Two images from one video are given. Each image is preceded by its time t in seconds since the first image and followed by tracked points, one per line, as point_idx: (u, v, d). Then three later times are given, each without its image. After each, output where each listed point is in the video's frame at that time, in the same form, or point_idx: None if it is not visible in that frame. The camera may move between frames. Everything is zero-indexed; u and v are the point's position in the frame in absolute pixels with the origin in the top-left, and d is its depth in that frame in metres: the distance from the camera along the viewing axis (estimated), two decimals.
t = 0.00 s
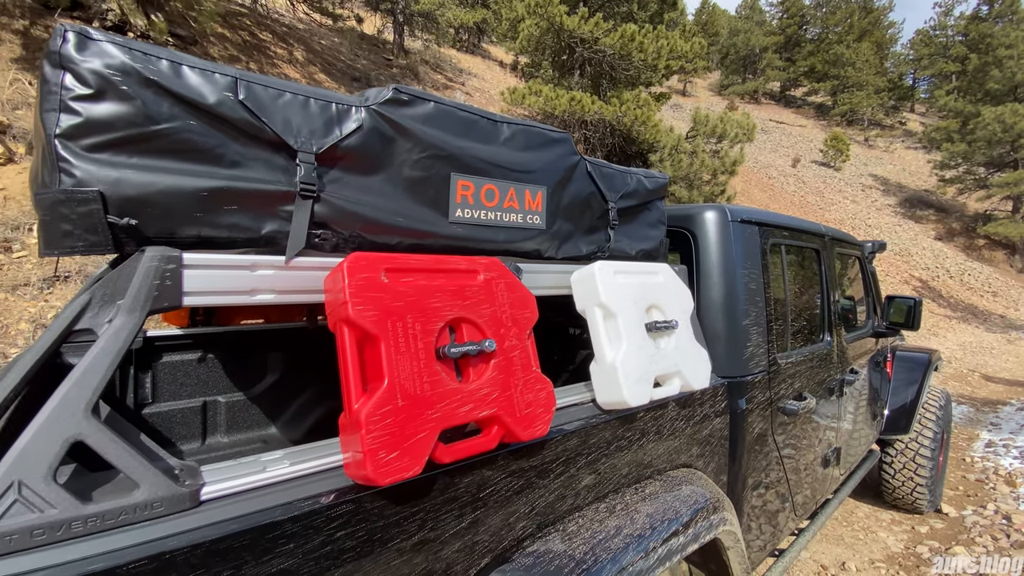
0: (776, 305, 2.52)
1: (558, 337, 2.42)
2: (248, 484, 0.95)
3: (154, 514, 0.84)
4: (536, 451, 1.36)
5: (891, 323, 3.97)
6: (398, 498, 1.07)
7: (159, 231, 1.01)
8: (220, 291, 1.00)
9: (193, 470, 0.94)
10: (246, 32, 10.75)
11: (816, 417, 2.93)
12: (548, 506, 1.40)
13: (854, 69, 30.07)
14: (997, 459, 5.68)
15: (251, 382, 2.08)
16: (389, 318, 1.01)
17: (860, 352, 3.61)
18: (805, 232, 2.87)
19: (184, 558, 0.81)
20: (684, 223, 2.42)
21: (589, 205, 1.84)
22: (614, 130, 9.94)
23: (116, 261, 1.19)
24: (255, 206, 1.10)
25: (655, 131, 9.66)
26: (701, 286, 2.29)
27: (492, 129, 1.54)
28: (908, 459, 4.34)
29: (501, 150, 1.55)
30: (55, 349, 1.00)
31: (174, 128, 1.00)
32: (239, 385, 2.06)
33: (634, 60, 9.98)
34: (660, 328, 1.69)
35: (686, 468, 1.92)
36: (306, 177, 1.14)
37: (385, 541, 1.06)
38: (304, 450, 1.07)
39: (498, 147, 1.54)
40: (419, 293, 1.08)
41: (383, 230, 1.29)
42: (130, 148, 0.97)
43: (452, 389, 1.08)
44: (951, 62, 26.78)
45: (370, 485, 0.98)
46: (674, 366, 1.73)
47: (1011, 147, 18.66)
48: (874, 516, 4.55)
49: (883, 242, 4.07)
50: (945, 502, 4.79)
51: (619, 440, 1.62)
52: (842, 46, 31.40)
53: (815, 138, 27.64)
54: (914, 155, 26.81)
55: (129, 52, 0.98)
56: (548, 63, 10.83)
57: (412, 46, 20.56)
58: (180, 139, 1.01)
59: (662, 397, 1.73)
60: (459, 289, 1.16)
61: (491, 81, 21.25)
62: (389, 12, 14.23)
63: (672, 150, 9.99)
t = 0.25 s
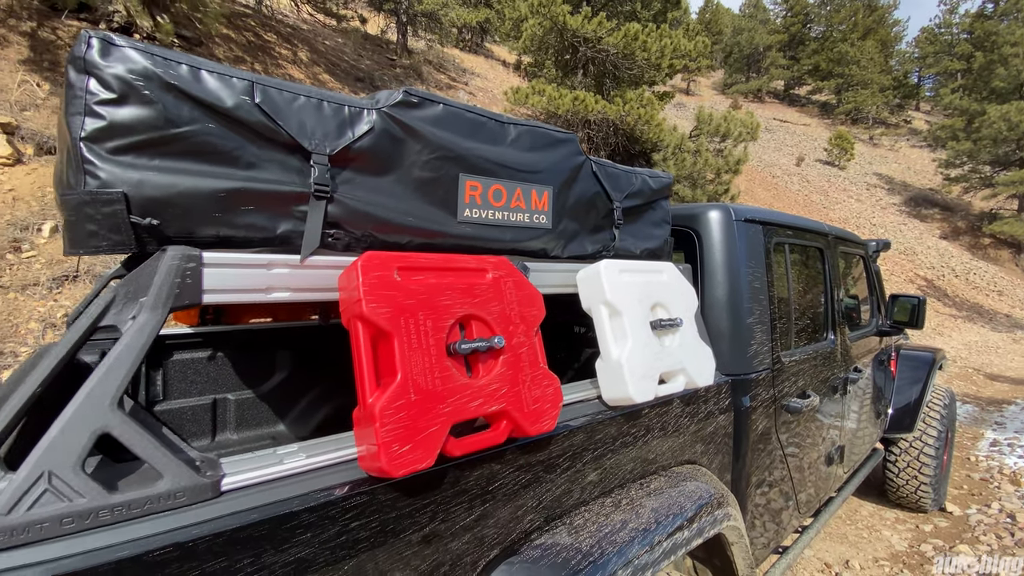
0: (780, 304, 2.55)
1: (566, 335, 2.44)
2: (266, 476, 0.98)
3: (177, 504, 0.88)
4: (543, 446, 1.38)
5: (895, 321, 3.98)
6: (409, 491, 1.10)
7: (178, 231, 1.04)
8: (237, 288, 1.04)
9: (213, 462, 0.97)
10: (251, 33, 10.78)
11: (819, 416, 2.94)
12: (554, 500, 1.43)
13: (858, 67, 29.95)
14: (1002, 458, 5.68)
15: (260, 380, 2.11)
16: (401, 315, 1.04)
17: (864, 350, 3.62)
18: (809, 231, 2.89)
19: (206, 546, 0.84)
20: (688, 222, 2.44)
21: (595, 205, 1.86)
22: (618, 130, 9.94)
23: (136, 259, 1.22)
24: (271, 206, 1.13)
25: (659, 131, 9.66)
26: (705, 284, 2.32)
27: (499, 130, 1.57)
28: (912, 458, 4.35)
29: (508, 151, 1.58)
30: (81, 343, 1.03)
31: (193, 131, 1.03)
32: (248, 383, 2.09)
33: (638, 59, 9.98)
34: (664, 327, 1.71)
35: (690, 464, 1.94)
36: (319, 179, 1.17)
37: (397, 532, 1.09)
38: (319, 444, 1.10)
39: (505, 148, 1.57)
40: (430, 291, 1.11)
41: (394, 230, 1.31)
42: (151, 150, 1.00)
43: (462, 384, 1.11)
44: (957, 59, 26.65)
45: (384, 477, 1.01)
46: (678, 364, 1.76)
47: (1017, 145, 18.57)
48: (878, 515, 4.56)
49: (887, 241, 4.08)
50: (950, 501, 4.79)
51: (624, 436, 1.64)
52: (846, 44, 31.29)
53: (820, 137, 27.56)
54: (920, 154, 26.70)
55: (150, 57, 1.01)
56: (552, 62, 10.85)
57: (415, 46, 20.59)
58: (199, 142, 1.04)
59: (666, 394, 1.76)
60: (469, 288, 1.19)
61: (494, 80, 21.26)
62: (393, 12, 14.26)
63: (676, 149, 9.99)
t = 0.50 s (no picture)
0: (784, 303, 2.56)
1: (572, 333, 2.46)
2: (283, 469, 1.01)
3: (199, 494, 0.91)
4: (551, 442, 1.41)
5: (900, 320, 3.99)
6: (421, 484, 1.13)
7: (197, 231, 1.07)
8: (254, 286, 1.07)
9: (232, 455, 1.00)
10: (255, 34, 10.84)
11: (823, 414, 2.96)
12: (562, 494, 1.46)
13: (863, 65, 29.85)
14: (1008, 458, 5.68)
15: (268, 378, 2.14)
16: (413, 313, 1.07)
17: (868, 349, 3.63)
18: (813, 230, 2.91)
19: (227, 536, 0.87)
20: (692, 221, 2.46)
21: (600, 204, 1.89)
22: (621, 129, 9.95)
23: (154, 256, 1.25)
24: (286, 207, 1.16)
25: (662, 130, 9.66)
26: (709, 283, 2.34)
27: (506, 132, 1.60)
28: (917, 457, 4.36)
29: (514, 152, 1.61)
30: (105, 339, 1.06)
31: (212, 134, 1.07)
32: (257, 381, 2.13)
33: (641, 58, 9.98)
34: (669, 325, 1.74)
35: (695, 461, 1.97)
36: (333, 180, 1.20)
37: (409, 524, 1.11)
38: (334, 438, 1.13)
39: (512, 149, 1.60)
40: (441, 289, 1.14)
41: (405, 230, 1.34)
42: (172, 153, 1.03)
43: (472, 379, 1.14)
44: (963, 57, 26.52)
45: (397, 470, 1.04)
46: (682, 362, 1.78)
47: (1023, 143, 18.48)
48: (883, 514, 4.57)
49: (891, 240, 4.09)
50: (955, 500, 4.79)
51: (629, 432, 1.67)
52: (851, 42, 31.18)
53: (824, 135, 27.49)
54: (925, 152, 26.59)
55: (170, 63, 1.04)
56: (555, 62, 10.87)
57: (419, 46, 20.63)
58: (217, 144, 1.07)
59: (670, 392, 1.78)
60: (477, 286, 1.22)
61: (497, 80, 21.30)
62: (396, 12, 14.30)
63: (679, 149, 10.00)
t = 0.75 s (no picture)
0: (788, 302, 2.58)
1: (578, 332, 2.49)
2: (298, 462, 1.04)
3: (219, 486, 0.93)
4: (558, 437, 1.44)
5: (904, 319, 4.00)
6: (431, 477, 1.16)
7: (215, 231, 1.10)
8: (270, 284, 1.10)
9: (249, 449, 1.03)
10: (260, 35, 10.89)
11: (827, 413, 2.97)
12: (569, 489, 1.48)
13: (868, 63, 29.74)
14: (1013, 457, 5.67)
15: (277, 376, 2.17)
16: (424, 310, 1.10)
17: (873, 348, 3.64)
18: (817, 229, 2.93)
19: (246, 526, 0.90)
20: (696, 220, 2.49)
21: (606, 204, 1.91)
22: (624, 128, 9.96)
23: (170, 253, 1.28)
24: (299, 207, 1.19)
25: (666, 129, 9.66)
26: (714, 282, 2.36)
27: (513, 133, 1.63)
28: (922, 455, 4.36)
29: (521, 152, 1.63)
30: (125, 337, 1.09)
31: (229, 136, 1.09)
32: (266, 379, 2.15)
33: (645, 57, 9.99)
34: (674, 323, 1.76)
35: (699, 458, 1.99)
36: (345, 181, 1.23)
37: (420, 517, 1.14)
38: (347, 433, 1.15)
39: (519, 150, 1.63)
40: (451, 287, 1.17)
41: (415, 229, 1.37)
42: (190, 155, 1.06)
43: (482, 375, 1.16)
44: (968, 55, 26.39)
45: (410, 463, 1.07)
46: (687, 360, 1.80)
47: None
48: (887, 513, 4.58)
49: (895, 239, 4.09)
50: (960, 499, 4.79)
51: (635, 429, 1.69)
52: (855, 40, 31.07)
53: (829, 134, 27.42)
54: (931, 150, 26.48)
55: (188, 67, 1.07)
56: (558, 62, 10.89)
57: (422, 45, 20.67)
58: (233, 146, 1.10)
59: (675, 389, 1.80)
60: (486, 285, 1.25)
61: (501, 79, 21.34)
62: (399, 12, 14.32)
63: (683, 147, 10.02)
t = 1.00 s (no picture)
0: (793, 300, 2.60)
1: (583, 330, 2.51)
2: (312, 456, 1.06)
3: (237, 479, 0.96)
4: (565, 433, 1.46)
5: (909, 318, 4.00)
6: (442, 471, 1.18)
7: (231, 231, 1.13)
8: (284, 282, 1.12)
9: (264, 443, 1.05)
10: (264, 36, 10.95)
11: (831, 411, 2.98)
12: (576, 484, 1.51)
13: (872, 62, 29.63)
14: (1018, 456, 5.67)
15: (285, 373, 2.20)
16: (435, 308, 1.12)
17: (876, 346, 3.65)
18: (821, 228, 2.94)
19: (264, 517, 0.93)
20: (701, 219, 2.50)
21: (611, 203, 1.93)
22: (627, 127, 9.97)
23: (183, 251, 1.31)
24: (312, 206, 1.21)
25: (669, 128, 9.66)
26: (719, 280, 2.38)
27: (519, 133, 1.65)
28: (926, 454, 4.36)
29: (528, 152, 1.65)
30: (145, 334, 1.12)
31: (244, 137, 1.12)
32: (275, 376, 2.18)
33: (648, 56, 10.00)
34: (679, 320, 1.78)
35: (704, 454, 2.01)
36: (357, 181, 1.25)
37: (431, 509, 1.17)
38: (359, 427, 1.18)
39: (526, 150, 1.65)
40: (460, 285, 1.19)
41: (425, 229, 1.39)
42: (207, 156, 1.09)
43: (491, 371, 1.19)
44: (974, 53, 26.27)
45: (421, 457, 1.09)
46: (693, 357, 1.82)
47: None
48: (891, 511, 4.59)
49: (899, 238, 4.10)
50: (964, 497, 4.80)
51: (640, 426, 1.71)
52: (860, 38, 30.96)
53: (833, 132, 27.34)
54: (936, 148, 26.37)
55: (205, 70, 1.10)
56: (562, 61, 10.90)
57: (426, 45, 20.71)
58: (249, 147, 1.13)
59: (681, 386, 1.82)
60: (494, 283, 1.27)
61: (504, 79, 21.36)
62: (403, 12, 14.33)
63: (686, 146, 10.03)
